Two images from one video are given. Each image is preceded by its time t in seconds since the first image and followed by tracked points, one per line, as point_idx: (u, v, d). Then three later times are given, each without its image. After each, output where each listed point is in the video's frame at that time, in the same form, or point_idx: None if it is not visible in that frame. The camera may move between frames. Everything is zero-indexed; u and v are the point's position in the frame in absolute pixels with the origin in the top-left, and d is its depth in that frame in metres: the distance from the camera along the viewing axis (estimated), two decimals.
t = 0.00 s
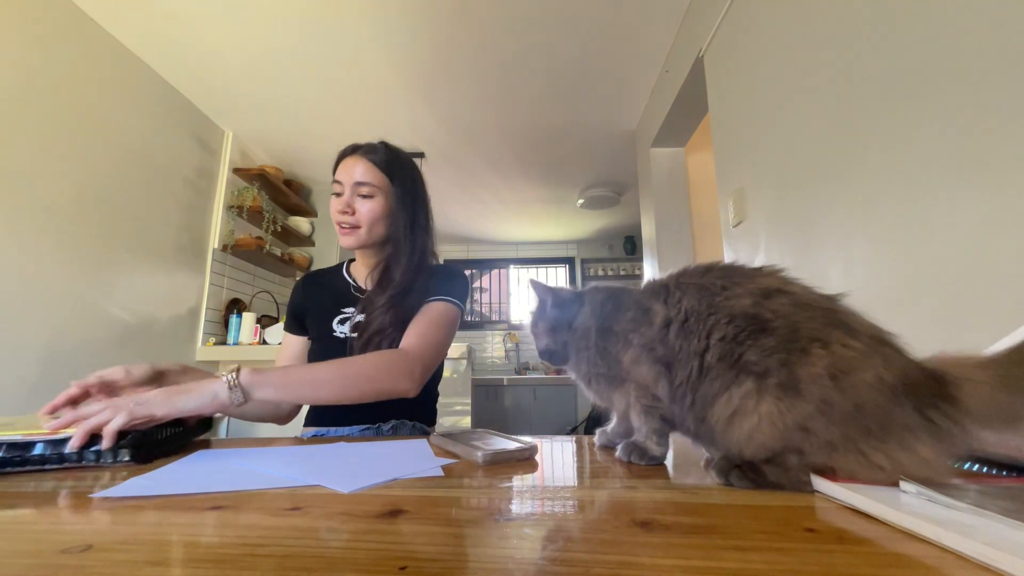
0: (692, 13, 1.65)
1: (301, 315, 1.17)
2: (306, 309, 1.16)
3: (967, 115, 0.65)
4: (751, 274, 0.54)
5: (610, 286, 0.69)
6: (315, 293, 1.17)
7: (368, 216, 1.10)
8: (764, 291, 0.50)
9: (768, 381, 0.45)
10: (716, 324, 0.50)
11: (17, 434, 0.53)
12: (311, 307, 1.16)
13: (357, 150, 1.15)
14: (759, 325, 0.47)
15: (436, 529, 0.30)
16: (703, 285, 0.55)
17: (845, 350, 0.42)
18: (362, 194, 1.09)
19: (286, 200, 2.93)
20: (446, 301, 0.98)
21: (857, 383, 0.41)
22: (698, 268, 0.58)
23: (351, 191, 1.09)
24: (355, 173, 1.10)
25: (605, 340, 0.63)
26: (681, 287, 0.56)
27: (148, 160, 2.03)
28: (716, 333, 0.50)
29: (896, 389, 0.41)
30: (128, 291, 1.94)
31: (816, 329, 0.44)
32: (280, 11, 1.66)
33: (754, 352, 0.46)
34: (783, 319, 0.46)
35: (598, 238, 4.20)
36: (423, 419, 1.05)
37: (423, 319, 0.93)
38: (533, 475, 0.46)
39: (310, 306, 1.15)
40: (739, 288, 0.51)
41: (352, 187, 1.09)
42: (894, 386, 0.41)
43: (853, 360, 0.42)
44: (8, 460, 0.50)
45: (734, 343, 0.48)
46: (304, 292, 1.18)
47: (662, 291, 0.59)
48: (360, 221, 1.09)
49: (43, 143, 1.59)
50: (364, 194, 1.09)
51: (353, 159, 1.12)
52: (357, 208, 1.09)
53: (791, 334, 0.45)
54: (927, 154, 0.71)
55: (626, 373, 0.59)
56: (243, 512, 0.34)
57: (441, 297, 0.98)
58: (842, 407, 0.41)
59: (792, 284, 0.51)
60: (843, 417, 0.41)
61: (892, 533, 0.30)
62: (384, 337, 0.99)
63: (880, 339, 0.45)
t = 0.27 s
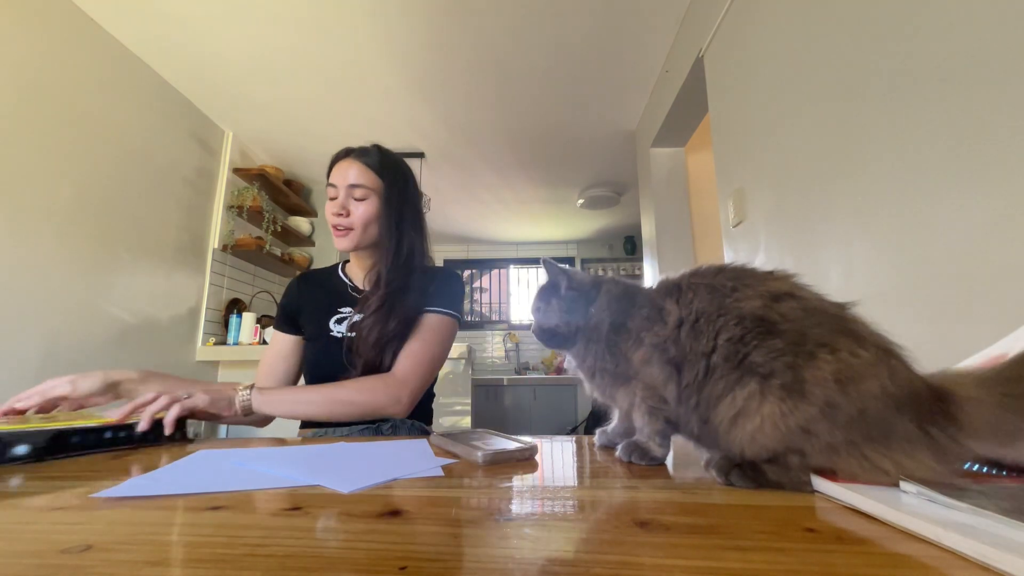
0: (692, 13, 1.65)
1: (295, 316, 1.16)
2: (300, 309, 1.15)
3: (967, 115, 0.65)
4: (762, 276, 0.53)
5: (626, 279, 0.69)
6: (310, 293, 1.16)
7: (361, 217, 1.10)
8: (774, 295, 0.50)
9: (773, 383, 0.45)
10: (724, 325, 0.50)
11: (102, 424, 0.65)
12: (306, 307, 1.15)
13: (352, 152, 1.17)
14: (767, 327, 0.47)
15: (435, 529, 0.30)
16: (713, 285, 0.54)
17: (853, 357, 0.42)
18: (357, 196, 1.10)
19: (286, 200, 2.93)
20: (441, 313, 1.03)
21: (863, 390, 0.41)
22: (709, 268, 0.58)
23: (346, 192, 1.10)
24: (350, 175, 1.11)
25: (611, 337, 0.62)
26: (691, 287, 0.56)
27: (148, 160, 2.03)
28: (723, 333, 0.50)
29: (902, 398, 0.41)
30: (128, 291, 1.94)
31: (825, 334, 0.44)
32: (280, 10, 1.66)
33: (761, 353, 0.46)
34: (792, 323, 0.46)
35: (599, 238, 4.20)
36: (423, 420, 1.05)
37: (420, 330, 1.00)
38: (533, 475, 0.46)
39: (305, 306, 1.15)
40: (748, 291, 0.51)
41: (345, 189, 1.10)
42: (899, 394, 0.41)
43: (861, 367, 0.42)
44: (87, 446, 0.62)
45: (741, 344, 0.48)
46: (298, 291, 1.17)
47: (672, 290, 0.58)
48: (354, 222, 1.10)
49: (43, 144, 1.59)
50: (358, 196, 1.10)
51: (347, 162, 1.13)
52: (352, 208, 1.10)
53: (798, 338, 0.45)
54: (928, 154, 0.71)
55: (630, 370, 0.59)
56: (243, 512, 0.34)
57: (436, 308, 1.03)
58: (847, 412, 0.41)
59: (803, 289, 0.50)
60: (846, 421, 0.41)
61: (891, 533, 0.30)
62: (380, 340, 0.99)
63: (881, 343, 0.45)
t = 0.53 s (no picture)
0: (692, 13, 1.65)
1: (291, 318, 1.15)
2: (297, 311, 1.15)
3: (966, 115, 0.65)
4: (774, 280, 0.54)
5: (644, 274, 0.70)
6: (306, 295, 1.16)
7: (395, 221, 1.15)
8: (784, 299, 0.51)
9: (776, 383, 0.45)
10: (733, 324, 0.51)
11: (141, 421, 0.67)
12: (302, 310, 1.14)
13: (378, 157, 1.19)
14: (775, 329, 0.48)
15: (434, 528, 0.30)
16: (726, 285, 0.55)
17: (857, 365, 0.43)
18: (393, 201, 1.15)
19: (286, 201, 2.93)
20: (443, 314, 1.05)
21: (865, 396, 0.42)
22: (723, 268, 0.59)
23: (383, 195, 1.14)
24: (388, 180, 1.15)
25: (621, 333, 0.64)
26: (704, 286, 0.57)
27: (148, 160, 2.03)
28: (732, 332, 0.50)
29: (903, 407, 0.41)
30: (128, 290, 1.94)
31: (830, 340, 0.45)
32: (280, 10, 1.66)
33: (765, 354, 0.47)
34: (799, 328, 0.47)
35: (599, 238, 4.20)
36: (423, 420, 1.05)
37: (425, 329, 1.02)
38: (533, 476, 0.46)
39: (302, 309, 1.14)
40: (759, 293, 0.52)
41: (383, 191, 1.14)
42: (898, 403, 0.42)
43: (864, 375, 0.42)
44: (130, 442, 0.63)
45: (748, 344, 0.49)
46: (294, 294, 1.17)
47: (685, 286, 0.59)
48: (390, 225, 1.14)
49: (44, 144, 1.59)
50: (394, 200, 1.15)
51: (377, 165, 1.16)
52: (388, 212, 1.14)
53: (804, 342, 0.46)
54: (927, 155, 0.71)
55: (636, 367, 0.59)
56: (243, 511, 0.34)
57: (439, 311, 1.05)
58: (848, 415, 0.41)
59: (815, 296, 0.51)
60: (847, 424, 0.41)
61: (891, 533, 0.30)
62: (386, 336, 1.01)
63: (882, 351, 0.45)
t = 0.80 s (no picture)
0: (692, 13, 1.65)
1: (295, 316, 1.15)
2: (303, 309, 1.15)
3: (966, 115, 0.65)
4: (786, 282, 0.54)
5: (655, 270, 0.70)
6: (312, 292, 1.16)
7: (415, 232, 1.16)
8: (794, 302, 0.51)
9: (779, 385, 0.46)
10: (741, 325, 0.51)
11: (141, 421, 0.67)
12: (308, 308, 1.14)
13: (398, 163, 1.17)
14: (782, 332, 0.48)
15: (434, 529, 0.30)
16: (735, 287, 0.55)
17: (862, 373, 0.43)
18: (415, 213, 1.15)
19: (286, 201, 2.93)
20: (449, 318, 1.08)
21: (868, 404, 0.42)
22: (735, 268, 0.59)
23: (406, 206, 1.13)
24: (412, 192, 1.14)
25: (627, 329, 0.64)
26: (714, 286, 0.57)
27: (148, 160, 2.03)
28: (739, 332, 0.50)
29: (905, 417, 0.41)
30: (128, 290, 1.94)
31: (838, 347, 0.45)
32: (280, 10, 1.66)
33: (771, 356, 0.47)
34: (806, 332, 0.47)
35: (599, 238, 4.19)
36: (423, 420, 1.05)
37: (437, 333, 1.04)
38: (533, 475, 0.46)
39: (307, 306, 1.14)
40: (768, 295, 0.52)
41: (405, 201, 1.13)
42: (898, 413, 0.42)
43: (869, 382, 0.42)
44: (130, 441, 0.63)
45: (753, 345, 0.49)
46: (300, 290, 1.17)
47: (696, 283, 0.59)
48: (411, 234, 1.14)
49: (44, 145, 1.59)
50: (414, 209, 1.15)
51: (397, 172, 1.15)
52: (410, 223, 1.14)
53: (812, 346, 0.46)
54: (927, 155, 0.71)
55: (640, 364, 0.59)
56: (242, 511, 0.34)
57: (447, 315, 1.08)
58: (849, 421, 0.41)
59: (824, 301, 0.51)
60: (848, 430, 0.41)
61: (891, 533, 0.30)
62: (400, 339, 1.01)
63: (884, 352, 0.45)
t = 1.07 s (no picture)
0: (692, 13, 1.65)
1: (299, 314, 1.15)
2: (308, 308, 1.15)
3: (966, 115, 0.65)
4: (789, 284, 0.53)
5: (654, 270, 0.69)
6: (317, 290, 1.16)
7: (427, 237, 1.16)
8: (796, 305, 0.50)
9: (781, 389, 0.45)
10: (742, 326, 0.50)
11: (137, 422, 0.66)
12: (313, 306, 1.14)
13: (411, 165, 1.17)
14: (785, 334, 0.48)
15: (434, 529, 0.30)
16: (737, 287, 0.55)
17: (865, 377, 0.43)
18: (428, 218, 1.16)
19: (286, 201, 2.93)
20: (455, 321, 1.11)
21: (871, 409, 0.42)
22: (736, 268, 0.58)
23: (421, 211, 1.14)
24: (426, 197, 1.15)
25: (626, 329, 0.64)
26: (717, 287, 0.56)
27: (148, 160, 2.03)
28: (740, 333, 0.50)
29: (906, 423, 0.41)
30: (128, 291, 1.94)
31: (842, 351, 0.45)
32: (279, 10, 1.66)
33: (772, 358, 0.47)
34: (809, 336, 0.47)
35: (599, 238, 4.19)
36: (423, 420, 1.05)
37: (444, 337, 1.07)
38: (534, 476, 0.46)
39: (312, 304, 1.14)
40: (770, 297, 0.52)
41: (419, 207, 1.13)
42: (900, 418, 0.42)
43: (872, 387, 0.42)
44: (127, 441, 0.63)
45: (755, 347, 0.49)
46: (305, 287, 1.17)
47: (698, 284, 0.59)
48: (423, 239, 1.15)
49: (45, 145, 1.60)
50: (426, 214, 1.16)
51: (411, 176, 1.15)
52: (423, 228, 1.14)
53: (815, 350, 0.46)
54: (927, 155, 0.71)
55: (640, 364, 0.59)
56: (243, 512, 0.34)
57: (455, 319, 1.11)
58: (851, 425, 0.41)
59: (827, 304, 0.51)
60: (849, 434, 0.41)
61: (892, 533, 0.30)
62: (409, 343, 1.03)
63: (884, 354, 0.46)
